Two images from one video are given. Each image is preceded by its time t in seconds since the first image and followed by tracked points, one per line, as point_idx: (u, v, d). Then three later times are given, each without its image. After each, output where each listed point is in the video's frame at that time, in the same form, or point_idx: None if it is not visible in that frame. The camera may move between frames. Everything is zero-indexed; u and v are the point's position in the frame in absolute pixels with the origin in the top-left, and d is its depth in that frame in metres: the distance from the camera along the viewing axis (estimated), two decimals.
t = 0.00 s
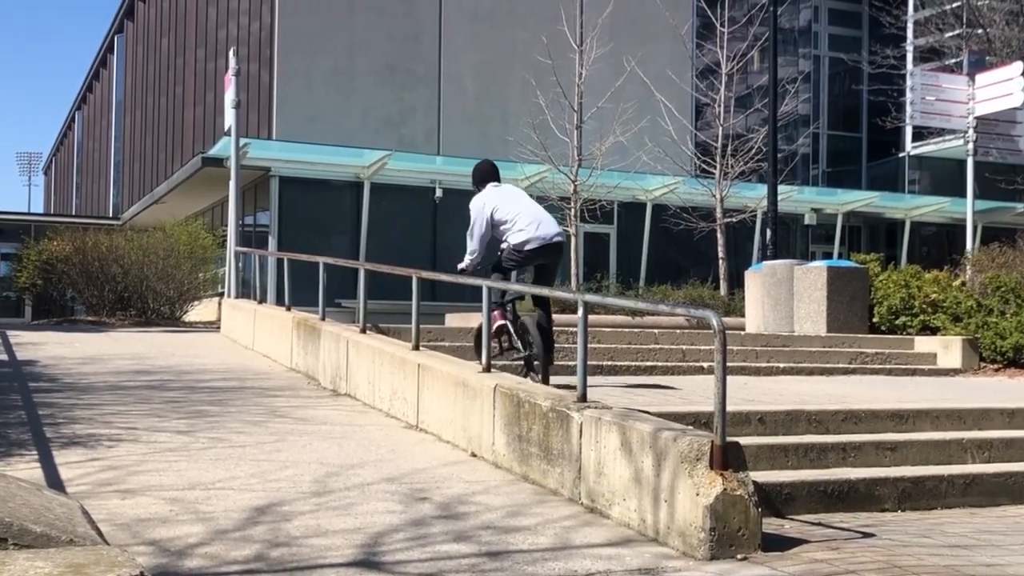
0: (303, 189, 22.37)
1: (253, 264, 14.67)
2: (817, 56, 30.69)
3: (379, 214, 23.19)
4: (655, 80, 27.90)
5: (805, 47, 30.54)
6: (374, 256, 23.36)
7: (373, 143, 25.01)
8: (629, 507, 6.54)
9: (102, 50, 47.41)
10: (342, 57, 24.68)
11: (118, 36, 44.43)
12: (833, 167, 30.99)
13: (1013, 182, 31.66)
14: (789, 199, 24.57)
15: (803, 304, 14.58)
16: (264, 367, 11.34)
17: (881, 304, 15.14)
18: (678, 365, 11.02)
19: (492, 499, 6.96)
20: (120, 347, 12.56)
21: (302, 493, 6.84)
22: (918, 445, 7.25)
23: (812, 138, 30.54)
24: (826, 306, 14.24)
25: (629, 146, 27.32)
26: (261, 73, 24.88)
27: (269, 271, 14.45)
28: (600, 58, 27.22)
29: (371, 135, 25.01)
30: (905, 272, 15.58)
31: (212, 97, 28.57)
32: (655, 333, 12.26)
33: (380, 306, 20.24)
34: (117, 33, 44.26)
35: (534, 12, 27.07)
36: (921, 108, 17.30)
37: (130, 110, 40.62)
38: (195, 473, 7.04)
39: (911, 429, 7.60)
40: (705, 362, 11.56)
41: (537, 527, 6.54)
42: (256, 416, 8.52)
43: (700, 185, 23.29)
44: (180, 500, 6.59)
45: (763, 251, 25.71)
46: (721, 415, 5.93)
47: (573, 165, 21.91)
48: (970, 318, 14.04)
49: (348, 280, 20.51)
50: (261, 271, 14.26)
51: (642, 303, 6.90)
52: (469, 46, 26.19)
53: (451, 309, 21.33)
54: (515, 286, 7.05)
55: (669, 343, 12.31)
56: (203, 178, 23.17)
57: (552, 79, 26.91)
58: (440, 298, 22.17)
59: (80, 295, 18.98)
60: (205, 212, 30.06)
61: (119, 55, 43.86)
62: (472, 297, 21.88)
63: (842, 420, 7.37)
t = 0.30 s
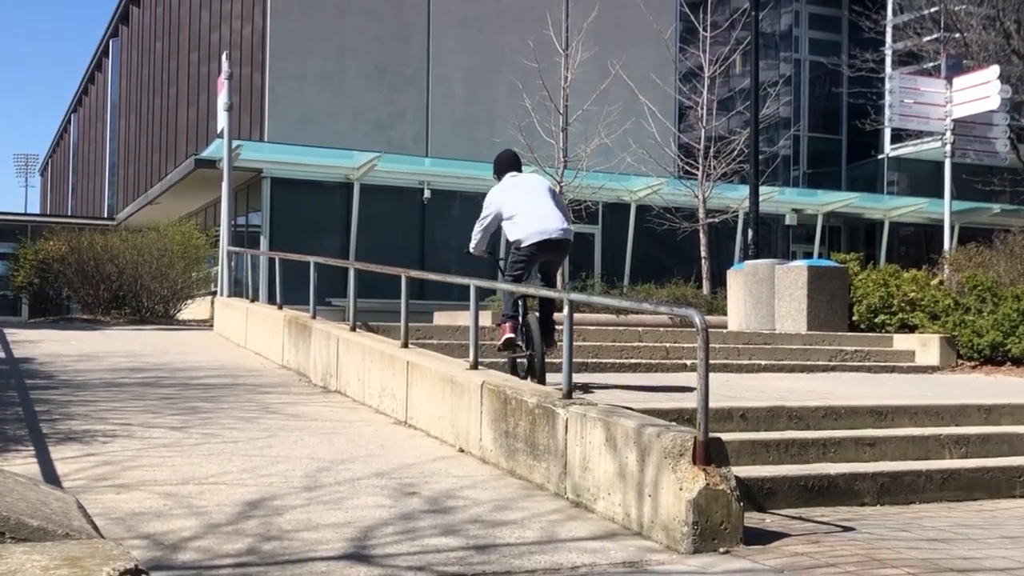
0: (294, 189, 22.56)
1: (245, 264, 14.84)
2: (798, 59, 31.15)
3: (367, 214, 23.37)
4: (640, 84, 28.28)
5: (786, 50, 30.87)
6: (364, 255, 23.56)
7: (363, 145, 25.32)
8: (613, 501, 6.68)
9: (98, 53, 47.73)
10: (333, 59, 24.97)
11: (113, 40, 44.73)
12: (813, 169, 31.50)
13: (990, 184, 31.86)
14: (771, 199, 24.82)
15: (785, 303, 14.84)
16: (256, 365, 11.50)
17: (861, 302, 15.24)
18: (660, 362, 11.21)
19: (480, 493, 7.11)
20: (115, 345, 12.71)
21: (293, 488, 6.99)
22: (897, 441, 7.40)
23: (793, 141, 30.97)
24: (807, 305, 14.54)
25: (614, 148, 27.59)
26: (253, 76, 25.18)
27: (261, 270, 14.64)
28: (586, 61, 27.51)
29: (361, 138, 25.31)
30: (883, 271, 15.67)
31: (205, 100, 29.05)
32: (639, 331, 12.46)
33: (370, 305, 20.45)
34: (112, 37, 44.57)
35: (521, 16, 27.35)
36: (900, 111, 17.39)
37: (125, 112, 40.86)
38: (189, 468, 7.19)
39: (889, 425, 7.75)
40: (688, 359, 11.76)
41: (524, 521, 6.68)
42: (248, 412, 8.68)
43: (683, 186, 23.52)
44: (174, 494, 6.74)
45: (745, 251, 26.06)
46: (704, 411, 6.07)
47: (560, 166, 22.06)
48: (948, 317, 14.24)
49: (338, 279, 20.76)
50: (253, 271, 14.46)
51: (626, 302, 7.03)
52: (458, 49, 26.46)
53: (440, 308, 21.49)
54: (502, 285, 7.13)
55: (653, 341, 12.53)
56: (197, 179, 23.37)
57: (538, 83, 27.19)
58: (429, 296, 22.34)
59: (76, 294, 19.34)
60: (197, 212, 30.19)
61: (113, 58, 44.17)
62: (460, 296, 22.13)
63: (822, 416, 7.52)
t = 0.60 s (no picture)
0: (285, 189, 22.90)
1: (238, 264, 15.04)
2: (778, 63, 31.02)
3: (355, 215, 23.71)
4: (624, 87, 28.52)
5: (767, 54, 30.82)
6: (354, 256, 23.84)
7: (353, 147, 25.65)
8: (598, 496, 6.84)
9: (94, 57, 48.07)
10: (323, 65, 25.27)
11: (109, 44, 45.08)
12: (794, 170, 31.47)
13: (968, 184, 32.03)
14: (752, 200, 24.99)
15: (766, 302, 15.05)
16: (248, 362, 11.67)
17: (840, 301, 15.57)
18: (644, 360, 11.45)
19: (467, 488, 7.26)
20: (110, 343, 12.88)
21: (284, 482, 7.14)
22: (876, 437, 7.57)
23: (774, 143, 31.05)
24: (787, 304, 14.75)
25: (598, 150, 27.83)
26: (245, 80, 25.47)
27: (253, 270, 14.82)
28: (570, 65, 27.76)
29: (351, 140, 25.61)
30: (863, 271, 15.93)
31: (198, 102, 29.44)
32: (623, 329, 12.64)
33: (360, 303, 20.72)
34: (108, 41, 44.91)
35: (507, 21, 27.58)
36: (879, 113, 17.11)
37: (121, 114, 41.15)
38: (182, 463, 7.34)
39: (868, 421, 7.91)
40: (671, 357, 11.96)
41: (510, 516, 6.83)
42: (241, 409, 8.84)
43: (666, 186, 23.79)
44: (168, 489, 6.89)
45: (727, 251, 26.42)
46: (686, 407, 6.23)
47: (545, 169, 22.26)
48: (926, 315, 14.50)
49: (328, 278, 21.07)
50: (245, 270, 14.67)
51: (611, 301, 7.17)
52: (445, 53, 26.70)
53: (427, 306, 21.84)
54: (490, 283, 7.26)
55: (637, 339, 12.71)
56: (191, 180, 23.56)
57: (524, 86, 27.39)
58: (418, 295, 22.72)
59: (72, 292, 19.57)
60: (190, 213, 30.34)
61: (108, 62, 44.48)
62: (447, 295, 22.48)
63: (802, 412, 7.68)
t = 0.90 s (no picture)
0: (276, 190, 23.43)
1: (231, 263, 15.27)
2: (759, 66, 31.44)
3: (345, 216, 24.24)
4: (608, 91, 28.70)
5: (748, 58, 31.30)
6: (343, 255, 24.40)
7: (344, 149, 25.97)
8: (583, 490, 6.99)
9: (89, 60, 48.45)
10: (313, 69, 25.61)
11: (104, 48, 45.42)
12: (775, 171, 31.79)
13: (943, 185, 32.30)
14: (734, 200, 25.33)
15: (747, 301, 15.26)
16: (241, 360, 11.86)
17: (820, 299, 15.83)
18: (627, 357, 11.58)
19: (455, 483, 7.43)
20: (105, 340, 13.07)
21: (276, 477, 7.29)
22: (855, 432, 7.74)
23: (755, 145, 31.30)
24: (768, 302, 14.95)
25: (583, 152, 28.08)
26: (237, 84, 25.80)
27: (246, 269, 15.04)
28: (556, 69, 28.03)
29: (342, 142, 25.93)
30: (842, 270, 16.33)
31: (192, 106, 29.78)
32: (607, 327, 12.83)
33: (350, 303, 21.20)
34: (103, 45, 45.29)
35: (494, 27, 27.88)
36: (858, 115, 17.53)
37: (115, 118, 41.47)
38: (176, 458, 7.50)
39: (847, 418, 8.09)
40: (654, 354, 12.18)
41: (496, 510, 6.99)
42: (233, 405, 9.01)
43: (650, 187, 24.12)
44: (162, 483, 7.04)
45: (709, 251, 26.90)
46: (669, 403, 6.38)
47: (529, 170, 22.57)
48: (903, 314, 14.76)
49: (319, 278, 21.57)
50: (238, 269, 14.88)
51: (595, 299, 7.28)
52: (433, 57, 26.98)
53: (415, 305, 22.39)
54: (478, 282, 7.41)
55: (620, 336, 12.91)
56: (184, 180, 23.80)
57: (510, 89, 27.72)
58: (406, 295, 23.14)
59: (68, 291, 20.18)
60: (183, 214, 30.49)
61: (104, 66, 44.86)
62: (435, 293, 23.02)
63: (781, 408, 7.87)
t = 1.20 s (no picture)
0: (267, 191, 24.12)
1: (223, 262, 15.49)
2: (740, 70, 31.86)
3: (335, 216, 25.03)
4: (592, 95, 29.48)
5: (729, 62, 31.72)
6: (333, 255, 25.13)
7: (335, 151, 26.50)
8: (567, 484, 7.16)
9: (85, 63, 48.74)
10: (304, 72, 26.16)
11: (99, 51, 45.71)
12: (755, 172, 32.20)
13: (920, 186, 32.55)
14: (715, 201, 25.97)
15: (728, 299, 15.44)
16: (233, 357, 12.05)
17: (800, 298, 16.31)
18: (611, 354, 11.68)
19: (442, 477, 7.60)
20: (99, 338, 13.25)
21: (267, 472, 7.46)
22: (833, 428, 7.93)
23: (736, 146, 31.74)
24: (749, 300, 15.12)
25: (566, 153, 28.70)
26: (230, 88, 26.28)
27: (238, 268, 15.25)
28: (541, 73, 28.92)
29: (332, 144, 26.46)
30: (820, 270, 16.90)
31: (185, 108, 30.07)
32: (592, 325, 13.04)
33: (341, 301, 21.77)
34: (97, 49, 45.63)
35: (481, 30, 28.60)
36: (836, 118, 17.99)
37: (110, 120, 41.73)
38: (169, 454, 7.66)
39: (827, 414, 8.30)
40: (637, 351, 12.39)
41: (483, 504, 7.15)
42: (225, 401, 9.18)
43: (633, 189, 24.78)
44: (156, 478, 7.20)
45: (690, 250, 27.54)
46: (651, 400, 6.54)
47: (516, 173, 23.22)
48: (881, 312, 15.14)
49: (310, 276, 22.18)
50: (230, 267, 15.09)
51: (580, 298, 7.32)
52: (421, 61, 27.61)
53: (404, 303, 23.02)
54: (464, 281, 7.57)
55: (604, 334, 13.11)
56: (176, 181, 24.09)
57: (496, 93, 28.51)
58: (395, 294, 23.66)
59: (63, 290, 20.37)
60: (176, 214, 30.67)
61: (99, 69, 45.13)
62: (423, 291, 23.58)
63: (762, 404, 8.07)
